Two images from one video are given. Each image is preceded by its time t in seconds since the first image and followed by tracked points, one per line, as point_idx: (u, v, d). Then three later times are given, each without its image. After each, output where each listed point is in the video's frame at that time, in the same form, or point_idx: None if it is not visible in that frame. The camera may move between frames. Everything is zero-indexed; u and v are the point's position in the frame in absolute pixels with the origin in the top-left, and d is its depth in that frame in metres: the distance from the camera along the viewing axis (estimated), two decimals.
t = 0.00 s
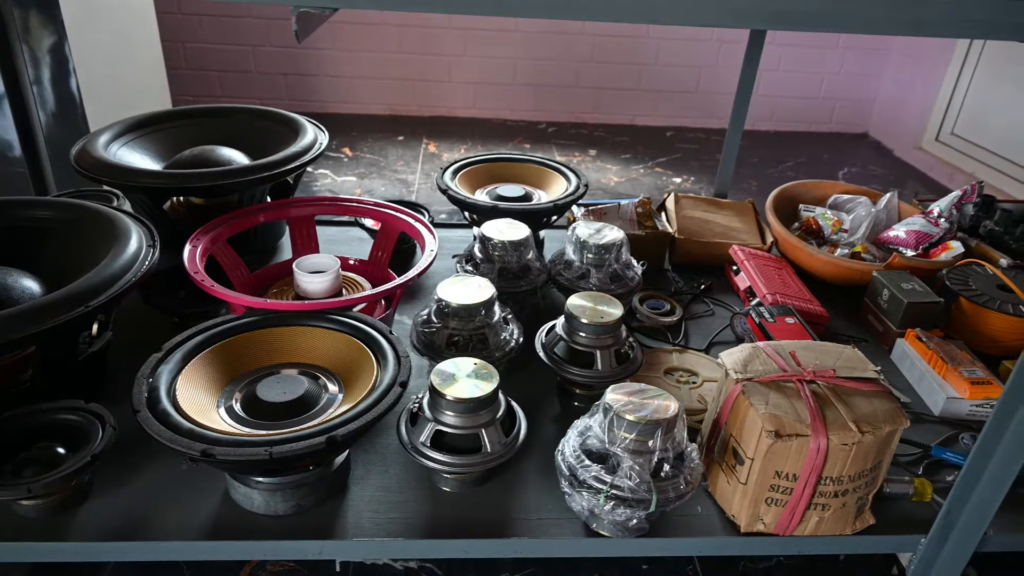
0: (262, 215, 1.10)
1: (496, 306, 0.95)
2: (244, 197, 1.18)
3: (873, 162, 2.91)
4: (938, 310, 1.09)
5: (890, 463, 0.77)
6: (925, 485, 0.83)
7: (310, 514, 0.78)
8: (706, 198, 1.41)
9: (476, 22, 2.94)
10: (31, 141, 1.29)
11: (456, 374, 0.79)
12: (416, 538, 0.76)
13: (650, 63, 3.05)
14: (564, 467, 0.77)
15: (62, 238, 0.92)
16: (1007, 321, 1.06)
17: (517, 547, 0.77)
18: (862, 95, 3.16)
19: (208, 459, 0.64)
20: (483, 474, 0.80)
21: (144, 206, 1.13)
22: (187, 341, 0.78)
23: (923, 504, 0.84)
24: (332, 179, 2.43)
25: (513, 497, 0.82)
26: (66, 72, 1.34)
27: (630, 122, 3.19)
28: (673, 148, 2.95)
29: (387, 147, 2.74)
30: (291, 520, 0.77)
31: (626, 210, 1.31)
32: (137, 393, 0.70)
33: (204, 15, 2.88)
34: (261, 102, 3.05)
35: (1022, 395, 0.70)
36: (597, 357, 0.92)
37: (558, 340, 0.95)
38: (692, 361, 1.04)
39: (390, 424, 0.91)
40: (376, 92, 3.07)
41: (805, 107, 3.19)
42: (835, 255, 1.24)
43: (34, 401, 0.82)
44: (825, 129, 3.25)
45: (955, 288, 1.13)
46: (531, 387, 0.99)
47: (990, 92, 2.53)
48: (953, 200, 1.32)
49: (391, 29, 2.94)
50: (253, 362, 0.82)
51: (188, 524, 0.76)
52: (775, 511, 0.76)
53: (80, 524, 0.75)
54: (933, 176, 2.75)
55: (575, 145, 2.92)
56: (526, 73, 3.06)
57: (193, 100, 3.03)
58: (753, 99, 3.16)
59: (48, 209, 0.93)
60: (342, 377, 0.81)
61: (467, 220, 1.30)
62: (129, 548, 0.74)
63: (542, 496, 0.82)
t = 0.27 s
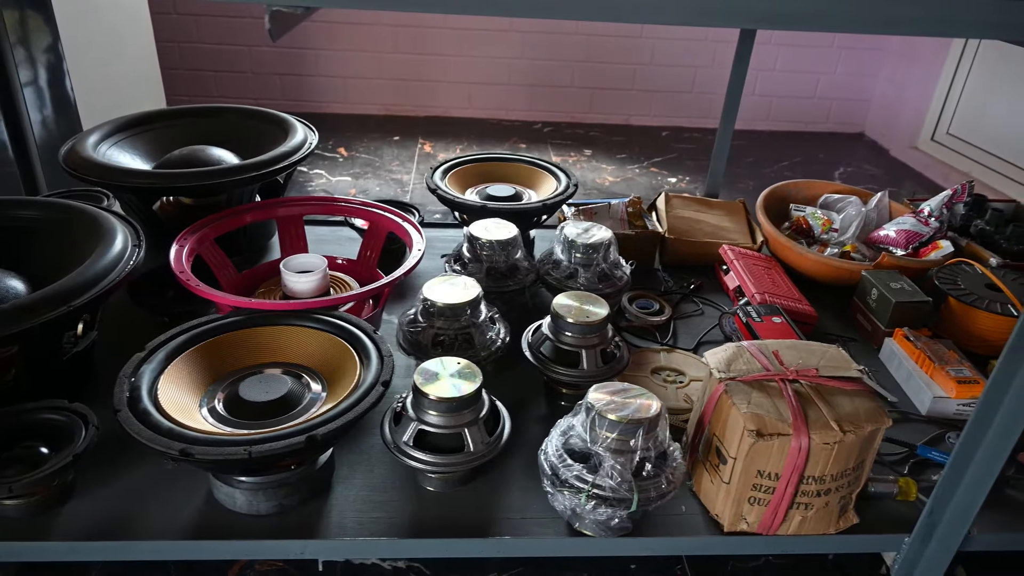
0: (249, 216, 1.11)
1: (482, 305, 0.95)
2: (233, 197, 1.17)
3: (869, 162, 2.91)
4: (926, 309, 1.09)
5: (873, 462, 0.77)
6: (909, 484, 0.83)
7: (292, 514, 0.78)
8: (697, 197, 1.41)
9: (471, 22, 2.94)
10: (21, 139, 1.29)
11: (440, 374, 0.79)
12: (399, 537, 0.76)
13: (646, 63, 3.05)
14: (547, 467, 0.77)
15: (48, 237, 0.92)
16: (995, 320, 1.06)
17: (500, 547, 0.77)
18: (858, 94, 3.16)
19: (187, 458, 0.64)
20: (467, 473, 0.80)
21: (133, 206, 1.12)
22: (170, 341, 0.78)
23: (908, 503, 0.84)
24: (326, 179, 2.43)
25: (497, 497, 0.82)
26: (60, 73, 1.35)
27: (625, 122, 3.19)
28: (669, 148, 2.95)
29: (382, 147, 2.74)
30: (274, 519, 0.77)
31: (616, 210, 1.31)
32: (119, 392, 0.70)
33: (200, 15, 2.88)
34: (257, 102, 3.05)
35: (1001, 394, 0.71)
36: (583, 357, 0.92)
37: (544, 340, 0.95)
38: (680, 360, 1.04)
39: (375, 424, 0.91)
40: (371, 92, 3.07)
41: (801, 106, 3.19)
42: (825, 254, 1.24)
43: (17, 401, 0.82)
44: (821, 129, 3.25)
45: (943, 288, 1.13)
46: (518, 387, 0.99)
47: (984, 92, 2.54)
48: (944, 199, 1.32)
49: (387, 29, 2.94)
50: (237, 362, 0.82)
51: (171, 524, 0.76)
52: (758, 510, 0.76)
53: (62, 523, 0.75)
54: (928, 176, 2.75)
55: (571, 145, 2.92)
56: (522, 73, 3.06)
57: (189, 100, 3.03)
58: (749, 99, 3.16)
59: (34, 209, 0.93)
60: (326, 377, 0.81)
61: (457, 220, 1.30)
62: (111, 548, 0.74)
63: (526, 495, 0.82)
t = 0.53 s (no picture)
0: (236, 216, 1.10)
1: (467, 305, 0.95)
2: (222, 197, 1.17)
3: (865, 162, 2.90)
4: (914, 309, 1.09)
5: (855, 462, 0.77)
6: (894, 485, 0.83)
7: (274, 514, 0.78)
8: (688, 198, 1.41)
9: (467, 22, 2.94)
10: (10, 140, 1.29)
11: (422, 374, 0.78)
12: (381, 537, 0.76)
13: (641, 64, 3.05)
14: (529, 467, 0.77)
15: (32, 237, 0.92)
16: (983, 320, 1.06)
17: (482, 547, 0.77)
18: (853, 95, 3.16)
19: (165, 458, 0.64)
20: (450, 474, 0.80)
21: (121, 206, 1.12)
22: (153, 340, 0.78)
23: (892, 504, 0.84)
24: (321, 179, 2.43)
25: (480, 497, 0.82)
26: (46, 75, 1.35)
27: (621, 123, 3.19)
28: (664, 148, 2.95)
29: (377, 147, 2.74)
30: (255, 520, 0.77)
31: (606, 210, 1.31)
32: (99, 391, 0.70)
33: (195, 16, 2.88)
34: (252, 102, 3.05)
35: (983, 392, 0.71)
36: (568, 357, 0.92)
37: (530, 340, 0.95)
38: (666, 361, 1.04)
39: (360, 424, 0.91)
40: (367, 92, 3.07)
41: (797, 107, 3.19)
42: (814, 255, 1.24)
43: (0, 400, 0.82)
44: (817, 130, 3.25)
45: (932, 288, 1.12)
46: (504, 387, 0.99)
47: (979, 92, 2.54)
48: (934, 200, 1.32)
49: (383, 29, 2.94)
50: (220, 361, 0.82)
51: (152, 524, 0.76)
52: (740, 510, 0.76)
53: (43, 524, 0.75)
54: (923, 176, 2.76)
55: (566, 145, 2.92)
56: (518, 74, 3.06)
57: (184, 100, 3.03)
58: (745, 100, 3.16)
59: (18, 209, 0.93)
60: (309, 377, 0.81)
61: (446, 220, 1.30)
62: (91, 548, 0.74)
63: (509, 495, 0.82)
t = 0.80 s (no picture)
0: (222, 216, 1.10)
1: (452, 305, 0.95)
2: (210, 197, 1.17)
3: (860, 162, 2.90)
4: (901, 309, 1.09)
5: (836, 462, 0.77)
6: (877, 484, 0.83)
7: (255, 514, 0.78)
8: (678, 197, 1.41)
9: (463, 22, 2.94)
10: None
11: (404, 374, 0.78)
12: (361, 537, 0.76)
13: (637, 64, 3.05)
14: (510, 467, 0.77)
15: (17, 236, 0.92)
16: (969, 320, 1.06)
17: (463, 547, 0.77)
18: (849, 95, 3.16)
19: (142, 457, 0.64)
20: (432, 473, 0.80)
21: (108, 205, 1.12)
22: (134, 340, 0.78)
23: (875, 503, 0.84)
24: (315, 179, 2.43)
25: (463, 496, 0.82)
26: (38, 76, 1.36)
27: (617, 123, 3.19)
28: (659, 148, 2.95)
29: (372, 147, 2.74)
30: (237, 519, 0.77)
31: (595, 210, 1.31)
32: (79, 391, 0.70)
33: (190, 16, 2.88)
34: (248, 102, 3.05)
35: (963, 391, 0.71)
36: (552, 356, 0.92)
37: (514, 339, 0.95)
38: (652, 360, 1.04)
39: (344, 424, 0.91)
40: (363, 92, 3.07)
41: (793, 107, 3.19)
42: (802, 254, 1.23)
43: None
44: (813, 130, 3.25)
45: (919, 288, 1.12)
46: (489, 387, 0.99)
47: (974, 92, 2.53)
48: (923, 200, 1.32)
49: (378, 29, 2.94)
50: (202, 361, 0.82)
51: (133, 524, 0.76)
52: (721, 510, 0.76)
53: (24, 523, 0.75)
54: (918, 176, 2.75)
55: (561, 145, 2.93)
56: (513, 74, 3.06)
57: (180, 101, 3.03)
58: (741, 100, 3.16)
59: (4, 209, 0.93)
60: (290, 377, 0.81)
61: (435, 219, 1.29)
62: (72, 547, 0.74)
63: (491, 494, 0.82)
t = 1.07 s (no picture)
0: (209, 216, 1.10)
1: (440, 305, 0.95)
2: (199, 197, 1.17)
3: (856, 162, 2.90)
4: (890, 309, 1.09)
5: (820, 462, 0.76)
6: (862, 484, 0.83)
7: (240, 514, 0.78)
8: (669, 197, 1.41)
9: (458, 22, 2.94)
10: None
11: (389, 374, 0.78)
12: (345, 537, 0.76)
13: (633, 63, 3.05)
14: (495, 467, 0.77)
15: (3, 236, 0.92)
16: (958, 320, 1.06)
17: (448, 547, 0.76)
18: (845, 94, 3.16)
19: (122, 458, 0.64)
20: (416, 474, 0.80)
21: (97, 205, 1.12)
22: (118, 340, 0.78)
23: (861, 502, 0.83)
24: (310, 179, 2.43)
25: (448, 496, 0.82)
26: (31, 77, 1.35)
27: (613, 122, 3.19)
28: (655, 148, 2.95)
29: (367, 147, 2.74)
30: (220, 520, 0.77)
31: (586, 209, 1.31)
32: (60, 391, 0.70)
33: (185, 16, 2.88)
34: (244, 103, 3.05)
35: (947, 390, 0.71)
36: (539, 356, 0.92)
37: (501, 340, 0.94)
38: (640, 360, 1.03)
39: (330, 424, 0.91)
40: (358, 93, 3.07)
41: (789, 106, 3.18)
42: (793, 254, 1.23)
43: None
44: (809, 129, 3.25)
45: (909, 287, 1.12)
46: (477, 387, 0.99)
47: (969, 92, 2.53)
48: (914, 199, 1.32)
49: (374, 29, 2.94)
50: (186, 361, 0.82)
51: (117, 524, 0.75)
52: (706, 510, 0.75)
53: (8, 524, 0.75)
54: (914, 176, 2.75)
55: (556, 145, 2.92)
56: (509, 74, 3.06)
57: (176, 101, 3.03)
58: (737, 99, 3.16)
59: None
60: (275, 377, 0.81)
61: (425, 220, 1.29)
62: (55, 548, 0.73)
63: (476, 494, 0.82)
